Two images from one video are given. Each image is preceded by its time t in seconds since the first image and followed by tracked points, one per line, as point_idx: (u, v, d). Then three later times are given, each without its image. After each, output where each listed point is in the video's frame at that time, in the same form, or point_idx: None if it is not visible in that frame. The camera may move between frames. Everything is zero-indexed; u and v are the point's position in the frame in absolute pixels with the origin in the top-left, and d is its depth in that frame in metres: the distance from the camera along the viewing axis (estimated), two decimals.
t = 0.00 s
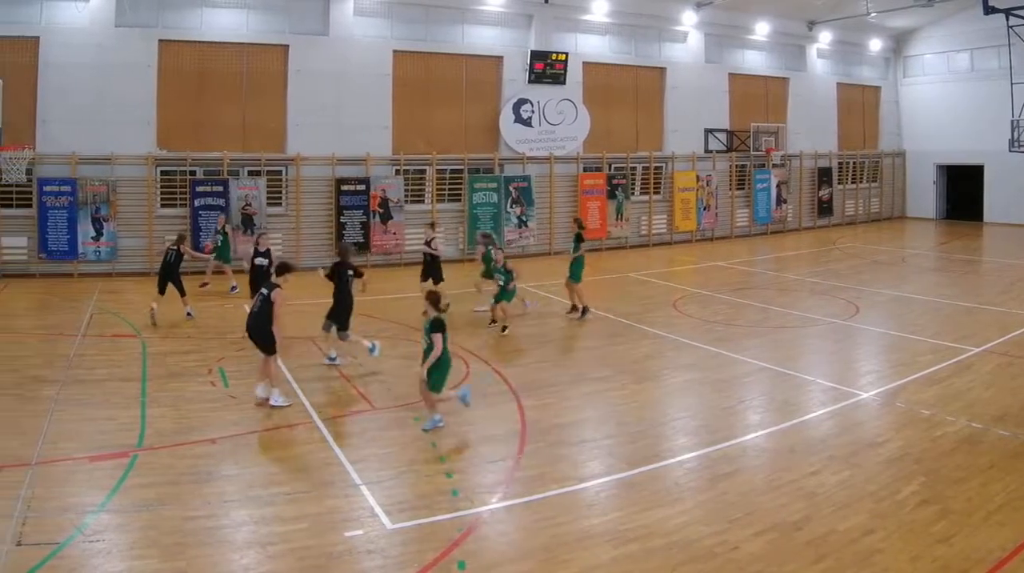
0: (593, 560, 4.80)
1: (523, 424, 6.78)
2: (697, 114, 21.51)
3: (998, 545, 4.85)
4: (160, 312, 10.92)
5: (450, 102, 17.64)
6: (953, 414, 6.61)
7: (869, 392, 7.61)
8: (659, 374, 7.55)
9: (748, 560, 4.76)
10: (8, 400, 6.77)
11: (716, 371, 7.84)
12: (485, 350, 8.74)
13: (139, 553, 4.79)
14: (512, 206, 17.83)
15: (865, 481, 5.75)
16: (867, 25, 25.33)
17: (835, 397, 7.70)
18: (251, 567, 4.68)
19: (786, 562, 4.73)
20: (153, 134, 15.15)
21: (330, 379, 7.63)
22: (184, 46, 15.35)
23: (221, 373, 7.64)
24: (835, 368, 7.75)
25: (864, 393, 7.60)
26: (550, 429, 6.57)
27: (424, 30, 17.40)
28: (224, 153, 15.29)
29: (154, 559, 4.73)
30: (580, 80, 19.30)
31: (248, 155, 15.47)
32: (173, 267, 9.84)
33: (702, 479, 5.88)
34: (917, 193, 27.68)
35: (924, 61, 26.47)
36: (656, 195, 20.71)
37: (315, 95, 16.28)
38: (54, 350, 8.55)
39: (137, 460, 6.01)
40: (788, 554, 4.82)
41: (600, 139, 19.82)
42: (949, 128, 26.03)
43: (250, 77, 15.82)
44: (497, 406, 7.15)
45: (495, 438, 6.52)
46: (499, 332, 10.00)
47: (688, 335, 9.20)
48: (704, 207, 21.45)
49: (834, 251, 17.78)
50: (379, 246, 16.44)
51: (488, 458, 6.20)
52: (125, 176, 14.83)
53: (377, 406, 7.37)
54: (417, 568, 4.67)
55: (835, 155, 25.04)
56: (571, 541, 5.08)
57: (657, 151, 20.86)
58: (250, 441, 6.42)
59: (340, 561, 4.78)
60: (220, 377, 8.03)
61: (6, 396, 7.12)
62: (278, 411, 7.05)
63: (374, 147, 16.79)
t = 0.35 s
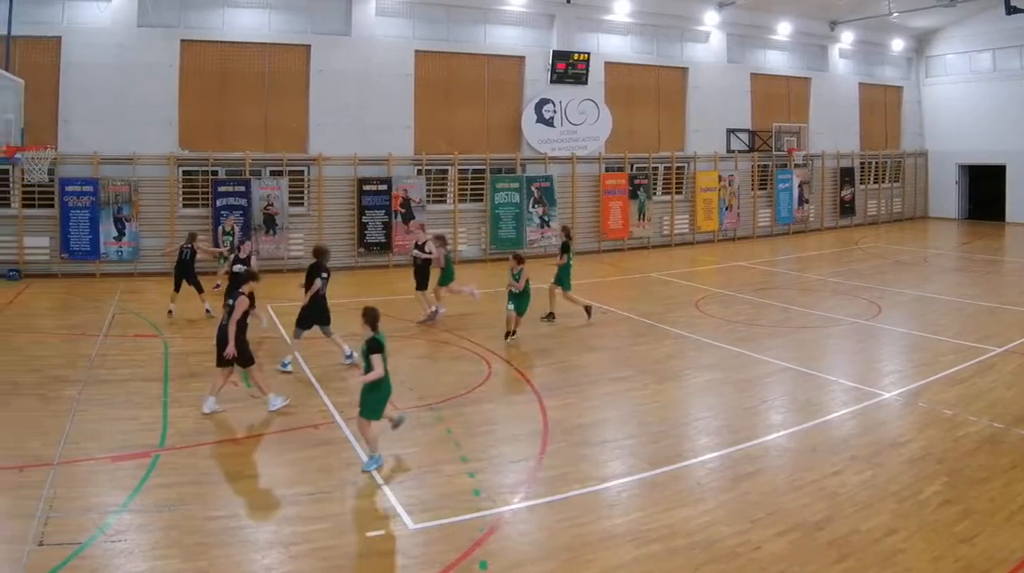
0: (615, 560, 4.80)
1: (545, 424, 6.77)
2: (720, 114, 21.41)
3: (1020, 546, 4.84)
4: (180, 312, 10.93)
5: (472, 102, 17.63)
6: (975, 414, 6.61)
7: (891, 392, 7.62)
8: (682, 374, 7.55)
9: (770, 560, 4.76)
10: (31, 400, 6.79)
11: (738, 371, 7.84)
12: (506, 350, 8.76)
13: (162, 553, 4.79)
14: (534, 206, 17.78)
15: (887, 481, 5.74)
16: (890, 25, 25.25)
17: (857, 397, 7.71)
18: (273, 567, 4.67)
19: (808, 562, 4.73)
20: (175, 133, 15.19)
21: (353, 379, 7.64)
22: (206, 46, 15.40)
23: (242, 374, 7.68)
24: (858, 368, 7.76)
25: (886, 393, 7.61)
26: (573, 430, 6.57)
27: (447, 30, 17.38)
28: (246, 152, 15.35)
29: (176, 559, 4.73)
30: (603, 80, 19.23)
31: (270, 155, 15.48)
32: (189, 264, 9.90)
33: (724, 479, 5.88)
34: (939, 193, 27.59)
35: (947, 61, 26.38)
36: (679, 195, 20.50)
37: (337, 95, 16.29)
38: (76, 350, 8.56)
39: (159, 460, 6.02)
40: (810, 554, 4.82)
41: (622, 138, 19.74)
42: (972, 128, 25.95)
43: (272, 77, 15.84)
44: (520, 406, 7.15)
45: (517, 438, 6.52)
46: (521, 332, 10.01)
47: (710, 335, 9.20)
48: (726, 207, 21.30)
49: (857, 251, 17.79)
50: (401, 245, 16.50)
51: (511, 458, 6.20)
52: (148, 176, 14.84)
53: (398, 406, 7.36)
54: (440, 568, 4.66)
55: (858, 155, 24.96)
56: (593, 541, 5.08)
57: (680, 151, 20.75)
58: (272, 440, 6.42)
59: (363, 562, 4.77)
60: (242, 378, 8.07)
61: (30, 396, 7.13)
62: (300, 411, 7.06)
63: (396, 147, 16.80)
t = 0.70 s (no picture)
0: (636, 560, 4.80)
1: (566, 423, 6.77)
2: (742, 113, 21.29)
3: None
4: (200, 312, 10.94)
5: (494, 101, 17.57)
6: (996, 415, 6.60)
7: (912, 392, 7.63)
8: (703, 374, 7.54)
9: (791, 560, 4.76)
10: (52, 399, 6.82)
11: (759, 371, 7.84)
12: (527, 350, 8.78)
13: (183, 553, 4.79)
14: (555, 205, 17.78)
15: (908, 481, 5.74)
16: (911, 25, 25.15)
17: (878, 397, 7.72)
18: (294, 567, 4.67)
19: (829, 562, 4.73)
20: (198, 134, 15.21)
21: (374, 379, 7.63)
22: (226, 46, 15.37)
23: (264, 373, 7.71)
24: (879, 368, 7.76)
25: (907, 393, 7.62)
26: (594, 429, 6.58)
27: (468, 30, 17.34)
28: (267, 153, 15.38)
29: (198, 558, 4.73)
30: (623, 80, 19.18)
31: (291, 155, 15.55)
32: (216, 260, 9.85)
33: (745, 479, 5.88)
34: (960, 192, 27.45)
35: (968, 60, 26.25)
36: (699, 195, 20.54)
37: (358, 95, 16.25)
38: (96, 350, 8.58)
39: (180, 460, 6.02)
40: (831, 554, 4.82)
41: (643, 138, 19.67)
42: (993, 128, 25.85)
43: (293, 77, 15.84)
44: (541, 407, 7.15)
45: (538, 438, 6.52)
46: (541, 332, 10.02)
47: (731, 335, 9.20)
48: (747, 206, 21.21)
49: (878, 251, 17.79)
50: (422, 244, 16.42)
51: (532, 458, 6.20)
52: (169, 176, 14.86)
53: (420, 405, 7.37)
54: (461, 568, 4.67)
55: (879, 155, 24.86)
56: (614, 541, 5.08)
57: (701, 151, 20.65)
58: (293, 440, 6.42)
59: (384, 562, 4.77)
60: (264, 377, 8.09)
61: (50, 396, 7.14)
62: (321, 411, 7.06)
63: (417, 147, 16.76)
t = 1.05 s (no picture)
0: (657, 560, 4.80)
1: (586, 423, 6.78)
2: (763, 113, 21.20)
3: None
4: (219, 313, 10.96)
5: (516, 101, 17.56)
6: (1018, 415, 6.59)
7: (933, 392, 7.64)
8: (725, 373, 7.54)
9: (813, 560, 4.76)
10: (71, 399, 6.84)
11: (781, 371, 7.84)
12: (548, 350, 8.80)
13: (204, 553, 4.79)
14: (576, 205, 17.70)
15: (930, 481, 5.74)
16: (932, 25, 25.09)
17: (899, 397, 7.72)
18: (316, 567, 4.67)
19: (851, 562, 4.72)
20: (219, 135, 15.23)
21: (395, 379, 7.63)
22: (246, 46, 15.39)
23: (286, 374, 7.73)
24: (901, 368, 7.77)
25: (927, 393, 7.63)
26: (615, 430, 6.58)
27: (489, 30, 17.34)
28: (289, 152, 15.31)
29: (219, 559, 4.73)
30: (644, 80, 19.16)
31: (312, 155, 15.43)
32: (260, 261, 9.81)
33: (766, 479, 5.88)
34: (981, 192, 27.30)
35: (989, 61, 26.11)
36: (721, 196, 20.42)
37: (381, 95, 16.26)
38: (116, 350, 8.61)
39: (200, 460, 6.02)
40: (853, 554, 4.82)
41: (663, 137, 19.62)
42: (1014, 128, 25.74)
43: (315, 77, 15.85)
44: (562, 407, 7.14)
45: (558, 438, 6.52)
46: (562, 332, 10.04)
47: (752, 335, 9.21)
48: (768, 206, 21.13)
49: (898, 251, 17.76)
50: (443, 245, 16.41)
51: (552, 458, 6.20)
52: (189, 176, 14.86)
53: (442, 406, 7.38)
54: (482, 568, 4.66)
55: (900, 155, 24.81)
56: (635, 541, 5.08)
57: (722, 150, 20.59)
58: (314, 441, 6.42)
59: (405, 562, 4.77)
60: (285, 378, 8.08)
61: (70, 395, 7.16)
62: (343, 412, 7.06)
63: (438, 147, 16.75)
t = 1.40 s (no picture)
0: (678, 560, 4.80)
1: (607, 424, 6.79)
2: (783, 113, 21.01)
3: None
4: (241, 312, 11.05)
5: (537, 101, 17.51)
6: None
7: (954, 392, 7.65)
8: (745, 373, 7.54)
9: (834, 560, 4.75)
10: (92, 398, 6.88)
11: (801, 371, 7.84)
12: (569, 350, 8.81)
13: (225, 553, 4.79)
14: (597, 206, 17.74)
15: (950, 481, 5.74)
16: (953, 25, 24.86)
17: (919, 397, 7.72)
18: (336, 567, 4.67)
19: (871, 561, 4.72)
20: (239, 134, 15.22)
21: (415, 378, 7.63)
22: (265, 46, 15.39)
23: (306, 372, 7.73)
24: (922, 368, 7.78)
25: (949, 393, 7.64)
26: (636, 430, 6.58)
27: (510, 30, 17.30)
28: (309, 153, 15.42)
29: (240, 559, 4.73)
30: (665, 80, 19.04)
31: (333, 155, 15.50)
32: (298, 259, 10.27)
33: (787, 479, 5.88)
34: (1002, 192, 27.04)
35: (1011, 60, 25.88)
36: (741, 195, 20.22)
37: (402, 95, 16.23)
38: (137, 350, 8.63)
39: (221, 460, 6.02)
40: (874, 554, 4.82)
41: (684, 138, 19.44)
42: None
43: (337, 77, 15.83)
44: (583, 407, 7.14)
45: (579, 438, 6.52)
46: (582, 332, 10.04)
47: (772, 335, 9.21)
48: (789, 207, 20.94)
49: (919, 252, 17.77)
50: (464, 245, 16.43)
51: (574, 458, 6.20)
52: (210, 176, 14.88)
53: (462, 406, 7.39)
54: (502, 568, 4.66)
55: (921, 155, 24.55)
56: (656, 541, 5.08)
57: (743, 150, 20.39)
58: (335, 441, 6.42)
59: (425, 562, 4.77)
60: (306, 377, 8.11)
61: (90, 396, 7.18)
62: (363, 412, 7.07)
63: (458, 147, 16.69)
